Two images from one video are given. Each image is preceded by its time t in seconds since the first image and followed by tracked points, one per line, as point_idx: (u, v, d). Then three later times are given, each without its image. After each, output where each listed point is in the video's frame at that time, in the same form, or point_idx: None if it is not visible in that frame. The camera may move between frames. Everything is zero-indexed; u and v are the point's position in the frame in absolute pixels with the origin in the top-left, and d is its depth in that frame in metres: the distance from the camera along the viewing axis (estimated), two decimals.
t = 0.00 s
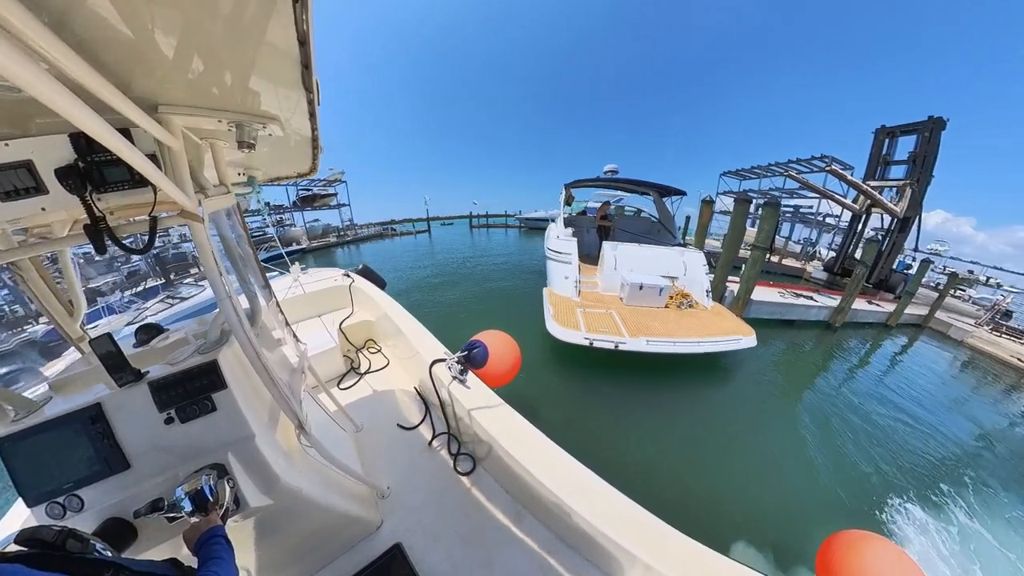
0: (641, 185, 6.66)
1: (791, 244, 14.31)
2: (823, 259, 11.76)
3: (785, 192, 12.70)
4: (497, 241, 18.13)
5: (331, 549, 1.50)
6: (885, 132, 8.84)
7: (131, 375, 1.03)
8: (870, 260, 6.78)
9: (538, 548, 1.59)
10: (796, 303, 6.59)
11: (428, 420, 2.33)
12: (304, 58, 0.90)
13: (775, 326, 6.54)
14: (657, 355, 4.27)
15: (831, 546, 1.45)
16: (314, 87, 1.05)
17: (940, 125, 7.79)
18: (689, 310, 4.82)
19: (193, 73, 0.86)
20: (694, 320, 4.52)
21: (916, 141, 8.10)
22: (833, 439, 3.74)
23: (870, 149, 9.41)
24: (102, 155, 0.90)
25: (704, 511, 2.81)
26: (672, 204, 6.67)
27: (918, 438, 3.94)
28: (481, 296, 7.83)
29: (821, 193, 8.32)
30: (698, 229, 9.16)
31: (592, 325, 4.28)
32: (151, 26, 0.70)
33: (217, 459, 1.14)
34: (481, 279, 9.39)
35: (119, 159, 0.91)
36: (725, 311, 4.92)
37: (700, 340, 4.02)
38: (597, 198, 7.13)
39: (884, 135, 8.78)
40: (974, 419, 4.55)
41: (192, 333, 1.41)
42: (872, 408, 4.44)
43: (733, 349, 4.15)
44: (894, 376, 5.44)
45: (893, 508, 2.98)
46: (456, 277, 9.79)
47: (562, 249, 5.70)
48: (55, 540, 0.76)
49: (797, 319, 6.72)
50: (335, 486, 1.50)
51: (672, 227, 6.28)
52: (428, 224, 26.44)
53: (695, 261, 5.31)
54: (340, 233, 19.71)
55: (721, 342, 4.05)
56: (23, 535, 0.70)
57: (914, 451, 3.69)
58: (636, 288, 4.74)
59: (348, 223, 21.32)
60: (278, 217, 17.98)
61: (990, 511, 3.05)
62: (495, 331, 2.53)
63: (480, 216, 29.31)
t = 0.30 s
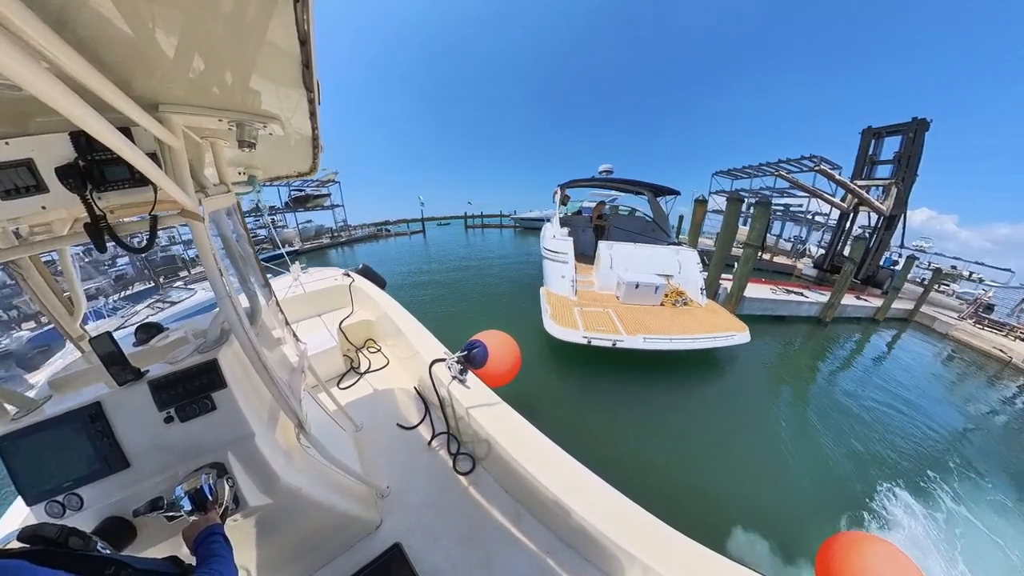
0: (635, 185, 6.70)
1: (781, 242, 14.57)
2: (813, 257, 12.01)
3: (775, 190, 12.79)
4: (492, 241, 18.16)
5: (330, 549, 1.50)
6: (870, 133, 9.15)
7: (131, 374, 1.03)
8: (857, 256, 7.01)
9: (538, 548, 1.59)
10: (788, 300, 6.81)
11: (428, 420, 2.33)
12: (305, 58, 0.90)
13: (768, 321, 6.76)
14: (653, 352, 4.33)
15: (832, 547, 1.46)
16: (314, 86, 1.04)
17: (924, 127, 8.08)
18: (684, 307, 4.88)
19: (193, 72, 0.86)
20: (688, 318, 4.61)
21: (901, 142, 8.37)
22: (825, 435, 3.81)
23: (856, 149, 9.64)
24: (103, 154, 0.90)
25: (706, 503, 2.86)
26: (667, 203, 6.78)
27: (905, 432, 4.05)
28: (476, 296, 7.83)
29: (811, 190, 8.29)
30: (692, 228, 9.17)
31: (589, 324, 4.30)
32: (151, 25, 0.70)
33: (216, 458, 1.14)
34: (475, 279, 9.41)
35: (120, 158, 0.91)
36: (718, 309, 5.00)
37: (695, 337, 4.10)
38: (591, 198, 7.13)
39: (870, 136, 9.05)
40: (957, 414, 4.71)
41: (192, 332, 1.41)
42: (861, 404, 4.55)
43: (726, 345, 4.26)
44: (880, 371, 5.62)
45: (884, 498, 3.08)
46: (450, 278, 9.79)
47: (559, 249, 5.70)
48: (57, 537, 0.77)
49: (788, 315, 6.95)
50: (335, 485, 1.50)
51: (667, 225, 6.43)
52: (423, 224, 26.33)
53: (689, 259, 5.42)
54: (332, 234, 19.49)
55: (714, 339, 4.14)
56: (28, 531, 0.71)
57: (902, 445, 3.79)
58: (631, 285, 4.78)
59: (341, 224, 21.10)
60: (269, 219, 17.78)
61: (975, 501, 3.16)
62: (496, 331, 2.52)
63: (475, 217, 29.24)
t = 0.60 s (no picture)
0: (629, 185, 6.69)
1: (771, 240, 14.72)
2: (803, 254, 12.17)
3: (765, 190, 12.86)
4: (487, 241, 18.18)
5: (331, 548, 1.50)
6: (856, 133, 9.22)
7: (131, 374, 1.03)
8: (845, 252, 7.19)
9: (538, 546, 1.60)
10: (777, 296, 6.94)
11: (428, 419, 2.33)
12: (305, 58, 0.90)
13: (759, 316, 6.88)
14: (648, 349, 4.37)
15: (832, 547, 1.46)
16: (314, 86, 1.05)
17: (907, 127, 8.21)
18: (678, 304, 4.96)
19: (194, 72, 0.86)
20: (681, 314, 4.67)
21: (886, 142, 8.47)
22: (816, 427, 3.88)
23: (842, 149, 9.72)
24: (102, 154, 0.90)
25: (708, 496, 2.89)
26: (660, 202, 6.85)
27: (893, 422, 4.15)
28: (469, 296, 7.83)
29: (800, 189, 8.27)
30: (685, 227, 9.20)
31: (586, 322, 4.31)
32: (152, 25, 0.70)
33: (217, 458, 1.14)
34: (468, 279, 9.42)
35: (120, 158, 0.91)
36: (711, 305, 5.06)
37: (690, 333, 4.14)
38: (586, 197, 7.10)
39: (856, 136, 9.11)
40: (943, 403, 4.85)
41: (192, 332, 1.41)
42: (851, 396, 4.64)
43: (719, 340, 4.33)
44: (867, 363, 5.76)
45: (875, 487, 3.15)
46: (443, 278, 9.79)
47: (554, 248, 5.66)
48: (61, 535, 0.77)
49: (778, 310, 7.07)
50: (335, 485, 1.50)
51: (660, 224, 6.49)
52: (418, 225, 26.28)
53: (683, 258, 5.45)
54: (326, 236, 19.35)
55: (708, 334, 4.20)
56: (30, 530, 0.71)
57: (890, 435, 3.90)
58: (627, 284, 4.83)
59: (334, 225, 20.96)
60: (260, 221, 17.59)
61: (960, 487, 3.27)
62: (496, 331, 2.52)
63: (469, 217, 29.20)
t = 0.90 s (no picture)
0: (623, 185, 6.73)
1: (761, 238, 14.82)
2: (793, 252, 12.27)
3: (755, 189, 12.90)
4: (481, 241, 18.20)
5: (332, 547, 1.50)
6: (842, 134, 9.25)
7: (133, 373, 1.03)
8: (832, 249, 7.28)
9: (539, 546, 1.60)
10: (766, 292, 6.95)
11: (428, 420, 2.33)
12: (304, 58, 0.90)
13: (749, 312, 6.92)
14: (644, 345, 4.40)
15: (833, 546, 1.46)
16: (314, 86, 1.05)
17: (891, 129, 8.22)
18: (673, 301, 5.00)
19: (193, 72, 0.86)
20: (674, 311, 4.72)
21: (870, 143, 8.49)
22: (807, 417, 3.95)
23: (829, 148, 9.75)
24: (103, 155, 0.90)
25: (708, 490, 2.91)
26: (653, 202, 6.89)
27: (879, 410, 4.25)
28: (461, 297, 7.82)
29: (788, 189, 8.25)
30: (677, 226, 9.20)
31: (582, 320, 4.32)
32: (151, 25, 0.70)
33: (217, 458, 1.14)
34: (460, 280, 9.40)
35: (120, 158, 0.91)
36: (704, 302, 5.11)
37: (684, 329, 4.19)
38: (580, 197, 7.11)
39: (842, 137, 9.14)
40: (930, 392, 4.95)
41: (192, 332, 1.42)
42: (839, 386, 4.74)
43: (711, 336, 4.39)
44: (856, 354, 5.85)
45: (862, 472, 3.23)
46: (435, 279, 9.78)
47: (549, 248, 5.66)
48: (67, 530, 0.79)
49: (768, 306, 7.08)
50: (335, 485, 1.50)
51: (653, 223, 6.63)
52: (412, 226, 26.20)
53: (676, 256, 5.50)
54: (318, 238, 19.22)
55: (701, 329, 4.26)
56: (39, 523, 0.73)
57: (877, 422, 3.98)
58: (621, 282, 4.86)
59: (327, 226, 20.82)
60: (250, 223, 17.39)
61: (944, 471, 3.36)
62: (497, 332, 2.53)
63: (464, 218, 29.16)
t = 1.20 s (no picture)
0: (616, 185, 6.72)
1: (751, 236, 14.90)
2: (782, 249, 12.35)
3: (745, 188, 12.94)
4: (473, 242, 18.14)
5: (332, 547, 1.50)
6: (829, 135, 9.30)
7: (132, 373, 1.03)
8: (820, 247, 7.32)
9: (539, 546, 1.60)
10: (756, 288, 6.99)
11: (428, 420, 2.33)
12: (304, 58, 0.90)
13: (741, 308, 6.94)
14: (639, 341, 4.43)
15: (833, 546, 1.47)
16: (314, 86, 1.04)
17: (875, 130, 8.26)
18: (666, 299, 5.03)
19: (193, 72, 0.86)
20: (668, 307, 4.75)
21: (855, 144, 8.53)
22: (794, 409, 4.03)
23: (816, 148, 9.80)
24: (102, 155, 0.90)
25: (707, 486, 2.92)
26: (646, 201, 6.90)
27: (864, 400, 4.35)
28: (453, 298, 7.80)
29: (777, 188, 8.25)
30: (669, 225, 9.22)
31: (577, 318, 4.33)
32: (150, 25, 0.70)
33: (217, 458, 1.14)
34: (452, 281, 9.38)
35: (120, 158, 0.91)
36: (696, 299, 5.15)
37: (677, 325, 4.23)
38: (573, 197, 7.15)
39: (828, 138, 9.19)
40: (914, 382, 5.06)
41: (192, 332, 1.41)
42: (826, 378, 4.83)
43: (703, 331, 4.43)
44: (844, 347, 5.94)
45: (848, 460, 3.31)
46: (426, 280, 9.75)
47: (544, 247, 5.67)
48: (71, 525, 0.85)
49: (759, 302, 7.09)
50: (335, 485, 1.50)
51: (645, 222, 6.65)
52: (406, 226, 26.17)
53: (668, 254, 5.53)
54: (311, 239, 19.13)
55: (694, 325, 4.30)
56: (42, 518, 0.78)
57: (862, 413, 4.08)
58: (614, 280, 4.88)
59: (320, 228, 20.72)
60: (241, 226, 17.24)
61: (926, 457, 3.46)
62: (497, 332, 2.54)
63: (458, 219, 29.16)
